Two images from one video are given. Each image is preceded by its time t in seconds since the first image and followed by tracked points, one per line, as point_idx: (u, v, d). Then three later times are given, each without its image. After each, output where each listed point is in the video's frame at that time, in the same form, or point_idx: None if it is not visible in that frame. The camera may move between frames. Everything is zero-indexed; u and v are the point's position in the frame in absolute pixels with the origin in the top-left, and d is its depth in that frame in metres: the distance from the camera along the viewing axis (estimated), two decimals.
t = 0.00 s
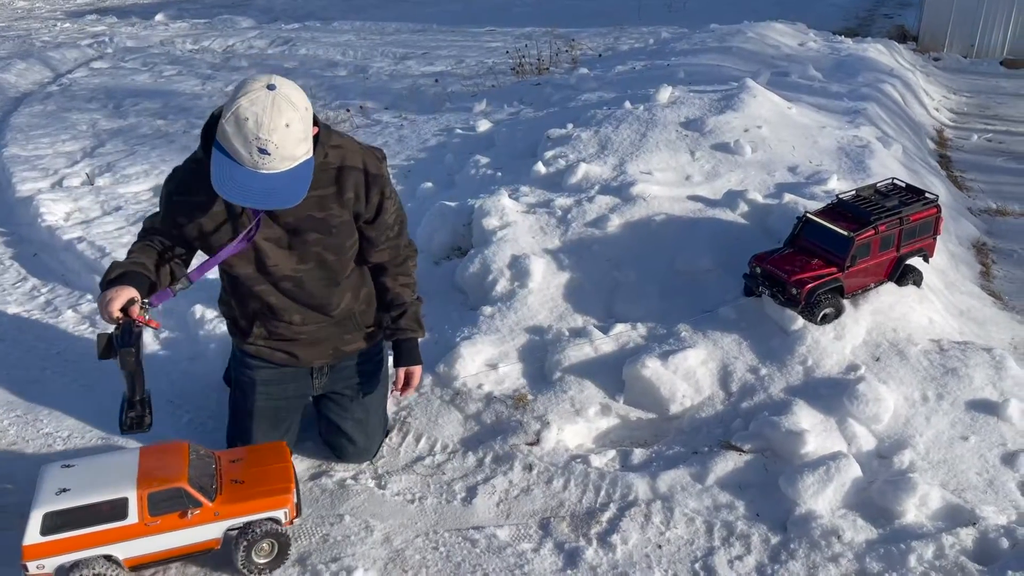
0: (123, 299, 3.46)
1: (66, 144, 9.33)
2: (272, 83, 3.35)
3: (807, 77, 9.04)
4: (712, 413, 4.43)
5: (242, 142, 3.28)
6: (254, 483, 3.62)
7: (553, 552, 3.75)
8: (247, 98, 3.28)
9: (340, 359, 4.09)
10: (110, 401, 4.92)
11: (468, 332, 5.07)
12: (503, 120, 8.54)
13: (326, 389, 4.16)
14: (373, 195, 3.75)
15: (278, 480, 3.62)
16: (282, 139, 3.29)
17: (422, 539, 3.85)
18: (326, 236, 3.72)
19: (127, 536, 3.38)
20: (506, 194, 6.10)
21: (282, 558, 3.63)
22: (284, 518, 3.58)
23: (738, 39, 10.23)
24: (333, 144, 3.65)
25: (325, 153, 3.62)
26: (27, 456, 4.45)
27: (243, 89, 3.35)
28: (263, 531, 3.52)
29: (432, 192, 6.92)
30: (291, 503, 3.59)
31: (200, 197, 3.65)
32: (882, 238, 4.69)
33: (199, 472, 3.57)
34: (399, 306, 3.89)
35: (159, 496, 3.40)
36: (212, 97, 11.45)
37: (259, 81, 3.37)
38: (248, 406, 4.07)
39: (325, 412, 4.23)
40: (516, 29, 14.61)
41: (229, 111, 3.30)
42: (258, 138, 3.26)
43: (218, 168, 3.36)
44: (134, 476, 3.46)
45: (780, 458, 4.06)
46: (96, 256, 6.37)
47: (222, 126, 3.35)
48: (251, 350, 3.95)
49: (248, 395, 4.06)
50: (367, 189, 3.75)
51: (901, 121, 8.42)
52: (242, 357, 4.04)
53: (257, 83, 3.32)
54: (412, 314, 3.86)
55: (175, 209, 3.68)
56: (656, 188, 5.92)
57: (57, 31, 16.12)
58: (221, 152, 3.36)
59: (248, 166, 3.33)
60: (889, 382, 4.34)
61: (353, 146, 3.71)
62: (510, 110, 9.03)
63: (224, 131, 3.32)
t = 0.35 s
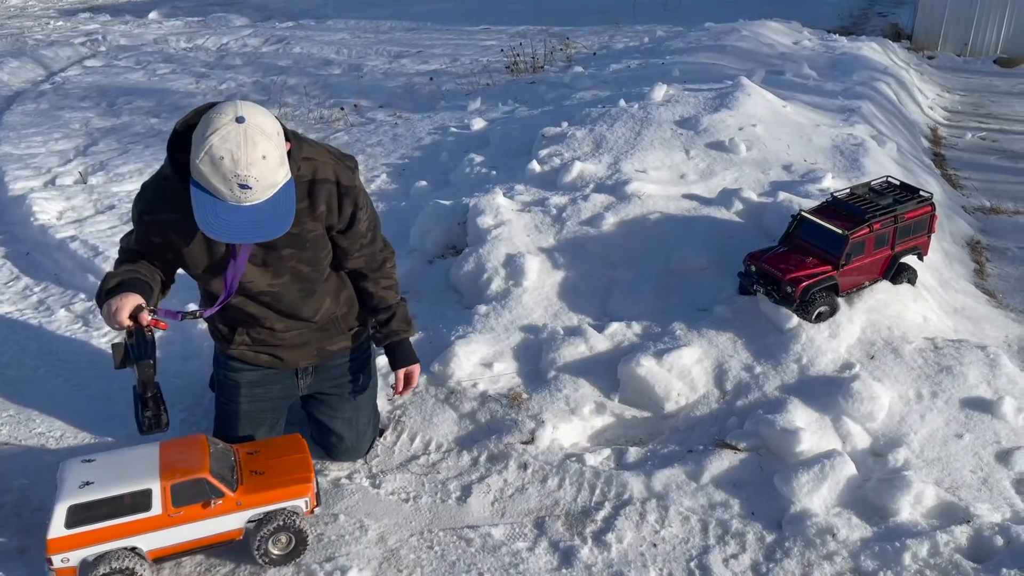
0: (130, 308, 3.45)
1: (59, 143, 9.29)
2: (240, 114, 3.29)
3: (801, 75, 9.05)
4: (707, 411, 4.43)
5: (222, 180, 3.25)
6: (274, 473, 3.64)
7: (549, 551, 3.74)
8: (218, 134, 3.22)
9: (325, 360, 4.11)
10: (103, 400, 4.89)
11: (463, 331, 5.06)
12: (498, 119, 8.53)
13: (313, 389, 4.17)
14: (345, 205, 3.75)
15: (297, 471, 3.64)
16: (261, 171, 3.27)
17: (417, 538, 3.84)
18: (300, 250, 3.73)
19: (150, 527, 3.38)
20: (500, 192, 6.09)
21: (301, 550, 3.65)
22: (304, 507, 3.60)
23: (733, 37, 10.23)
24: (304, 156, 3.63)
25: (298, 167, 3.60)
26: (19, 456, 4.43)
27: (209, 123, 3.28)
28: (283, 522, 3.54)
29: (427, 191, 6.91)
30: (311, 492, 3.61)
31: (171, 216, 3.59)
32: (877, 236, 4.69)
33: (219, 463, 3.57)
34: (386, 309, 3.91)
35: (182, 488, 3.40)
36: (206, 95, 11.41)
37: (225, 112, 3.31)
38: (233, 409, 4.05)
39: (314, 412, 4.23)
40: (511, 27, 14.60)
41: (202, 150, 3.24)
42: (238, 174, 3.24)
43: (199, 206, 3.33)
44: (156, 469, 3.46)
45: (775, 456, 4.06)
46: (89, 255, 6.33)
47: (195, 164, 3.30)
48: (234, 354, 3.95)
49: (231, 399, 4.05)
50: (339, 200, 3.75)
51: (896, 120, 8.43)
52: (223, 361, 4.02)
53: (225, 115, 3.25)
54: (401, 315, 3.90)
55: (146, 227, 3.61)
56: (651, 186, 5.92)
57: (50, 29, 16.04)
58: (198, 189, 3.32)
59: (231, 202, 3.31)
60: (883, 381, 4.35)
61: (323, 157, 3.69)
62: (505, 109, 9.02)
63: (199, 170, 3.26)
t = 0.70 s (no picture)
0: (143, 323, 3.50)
1: (55, 142, 9.25)
2: (271, 150, 3.26)
3: (798, 75, 9.06)
4: (704, 411, 4.42)
5: (252, 218, 3.25)
6: (295, 465, 3.65)
7: (546, 551, 3.73)
8: (249, 173, 3.19)
9: (318, 359, 4.23)
10: (99, 400, 4.87)
11: (460, 330, 5.05)
12: (495, 118, 8.52)
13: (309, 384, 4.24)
14: (348, 245, 3.72)
15: (318, 463, 3.66)
16: (293, 212, 3.27)
17: (414, 538, 3.83)
18: (302, 283, 3.73)
19: (174, 521, 3.39)
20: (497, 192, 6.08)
21: (321, 544, 3.64)
22: (326, 500, 3.63)
23: (730, 37, 10.23)
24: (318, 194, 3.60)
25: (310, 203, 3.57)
26: (15, 456, 4.40)
27: (238, 157, 3.25)
28: (305, 516, 3.54)
29: (423, 190, 6.90)
30: (333, 484, 3.63)
31: (184, 229, 3.65)
32: (874, 236, 4.69)
33: (241, 457, 3.59)
34: (382, 351, 3.88)
35: (205, 481, 3.42)
36: (201, 94, 11.38)
37: (256, 145, 3.27)
38: (227, 405, 4.06)
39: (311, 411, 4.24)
40: (508, 26, 14.59)
41: (233, 187, 3.22)
42: (270, 214, 3.23)
43: (228, 239, 3.34)
44: (179, 463, 3.47)
45: (772, 456, 4.06)
46: (84, 255, 6.30)
47: (224, 197, 3.28)
48: (229, 351, 4.01)
49: (224, 394, 4.07)
50: (344, 239, 3.72)
51: (893, 119, 8.44)
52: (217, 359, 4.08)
53: (257, 151, 3.22)
54: (398, 358, 3.88)
55: (155, 237, 3.65)
56: (648, 185, 5.92)
57: (45, 28, 15.99)
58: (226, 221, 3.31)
59: (258, 238, 3.33)
60: (881, 380, 4.35)
61: (338, 194, 3.66)
62: (502, 108, 9.01)
63: (229, 206, 3.25)
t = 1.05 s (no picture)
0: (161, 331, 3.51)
1: (51, 142, 9.23)
2: (304, 181, 3.26)
3: (795, 75, 9.07)
4: (702, 412, 4.42)
5: (282, 247, 3.25)
6: (313, 462, 3.65)
7: (543, 552, 3.73)
8: (282, 204, 3.19)
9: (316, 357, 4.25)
10: (95, 400, 4.85)
11: (457, 331, 5.04)
12: (492, 118, 8.52)
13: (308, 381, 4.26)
14: (360, 268, 3.72)
15: (337, 458, 3.65)
16: (323, 243, 3.28)
17: (411, 539, 3.82)
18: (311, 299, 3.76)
19: (195, 517, 3.39)
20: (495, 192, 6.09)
21: (340, 538, 3.69)
22: (345, 495, 3.63)
23: (727, 37, 10.24)
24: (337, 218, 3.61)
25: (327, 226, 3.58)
26: (10, 456, 4.39)
27: (270, 187, 3.23)
28: (325, 511, 3.57)
29: (421, 191, 6.89)
30: (351, 480, 3.63)
31: (201, 243, 3.69)
32: (872, 237, 4.69)
33: (261, 453, 3.58)
34: (386, 374, 3.84)
35: (226, 477, 3.41)
36: (199, 94, 11.37)
37: (288, 175, 3.27)
38: (227, 403, 4.04)
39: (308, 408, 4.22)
40: (506, 26, 14.59)
41: (264, 216, 3.21)
42: (300, 245, 3.24)
43: (255, 266, 3.33)
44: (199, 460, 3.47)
45: (770, 457, 4.06)
46: (81, 255, 6.28)
47: (254, 224, 3.27)
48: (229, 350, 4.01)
49: (225, 393, 4.05)
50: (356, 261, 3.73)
51: (890, 120, 8.45)
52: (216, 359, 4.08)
53: (290, 182, 3.22)
54: (403, 381, 3.86)
55: (171, 248, 3.69)
56: (646, 186, 5.92)
57: (42, 28, 15.96)
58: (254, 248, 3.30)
59: (286, 266, 3.33)
60: (878, 381, 4.35)
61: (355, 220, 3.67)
62: (499, 108, 9.01)
63: (260, 233, 3.24)
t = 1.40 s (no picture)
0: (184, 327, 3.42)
1: (50, 143, 9.22)
2: (336, 198, 3.24)
3: (793, 77, 9.08)
4: (699, 415, 4.42)
5: (331, 267, 3.26)
6: (334, 461, 3.65)
7: (541, 555, 3.73)
8: (324, 226, 3.18)
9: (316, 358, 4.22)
10: (92, 403, 4.84)
11: (455, 333, 5.04)
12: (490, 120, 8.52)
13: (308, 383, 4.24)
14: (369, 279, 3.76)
15: (357, 458, 3.65)
16: (366, 254, 3.32)
17: (408, 542, 3.82)
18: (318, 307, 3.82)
19: (218, 516, 3.40)
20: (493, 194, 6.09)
21: (361, 536, 3.70)
22: (365, 495, 3.63)
23: (725, 39, 10.26)
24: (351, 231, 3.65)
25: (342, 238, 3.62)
26: (8, 459, 4.38)
27: (307, 212, 3.21)
28: (346, 511, 3.59)
29: (419, 192, 6.90)
30: (371, 479, 3.63)
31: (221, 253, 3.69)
32: (869, 240, 4.69)
33: (282, 453, 3.58)
34: (390, 383, 3.86)
35: (248, 477, 3.42)
36: (197, 96, 11.37)
37: (318, 196, 3.24)
38: (227, 404, 4.06)
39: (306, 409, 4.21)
40: (504, 28, 14.60)
41: (310, 242, 3.20)
42: (348, 261, 3.26)
43: (304, 289, 3.32)
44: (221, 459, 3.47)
45: (767, 461, 4.06)
46: (78, 256, 6.27)
47: (297, 250, 3.25)
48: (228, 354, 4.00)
49: (223, 395, 4.06)
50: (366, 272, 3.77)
51: (887, 123, 8.47)
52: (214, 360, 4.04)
53: (326, 204, 3.19)
54: (407, 391, 3.87)
55: (189, 253, 3.65)
56: (644, 189, 5.92)
57: (40, 28, 15.95)
58: (302, 274, 3.29)
59: (333, 282, 3.34)
60: (875, 384, 4.35)
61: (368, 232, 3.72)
62: (498, 110, 9.02)
63: (306, 260, 3.23)
